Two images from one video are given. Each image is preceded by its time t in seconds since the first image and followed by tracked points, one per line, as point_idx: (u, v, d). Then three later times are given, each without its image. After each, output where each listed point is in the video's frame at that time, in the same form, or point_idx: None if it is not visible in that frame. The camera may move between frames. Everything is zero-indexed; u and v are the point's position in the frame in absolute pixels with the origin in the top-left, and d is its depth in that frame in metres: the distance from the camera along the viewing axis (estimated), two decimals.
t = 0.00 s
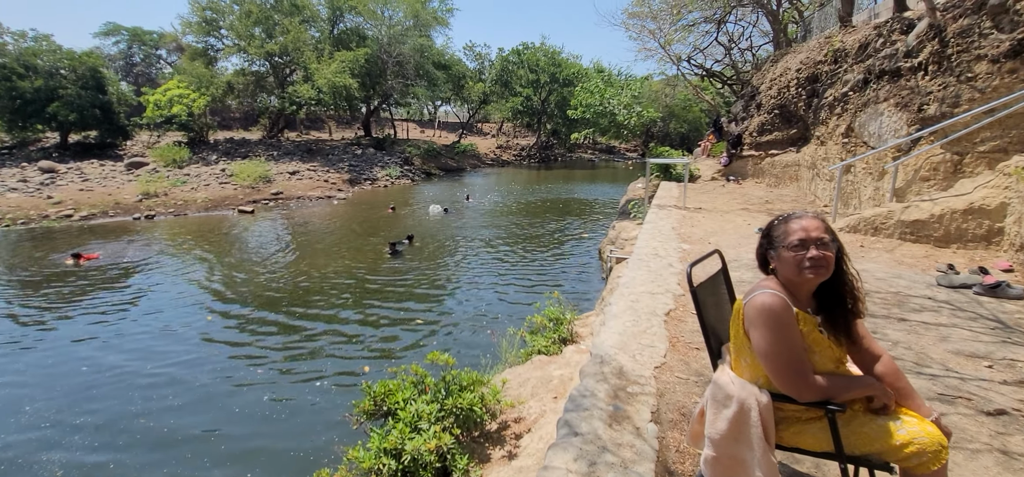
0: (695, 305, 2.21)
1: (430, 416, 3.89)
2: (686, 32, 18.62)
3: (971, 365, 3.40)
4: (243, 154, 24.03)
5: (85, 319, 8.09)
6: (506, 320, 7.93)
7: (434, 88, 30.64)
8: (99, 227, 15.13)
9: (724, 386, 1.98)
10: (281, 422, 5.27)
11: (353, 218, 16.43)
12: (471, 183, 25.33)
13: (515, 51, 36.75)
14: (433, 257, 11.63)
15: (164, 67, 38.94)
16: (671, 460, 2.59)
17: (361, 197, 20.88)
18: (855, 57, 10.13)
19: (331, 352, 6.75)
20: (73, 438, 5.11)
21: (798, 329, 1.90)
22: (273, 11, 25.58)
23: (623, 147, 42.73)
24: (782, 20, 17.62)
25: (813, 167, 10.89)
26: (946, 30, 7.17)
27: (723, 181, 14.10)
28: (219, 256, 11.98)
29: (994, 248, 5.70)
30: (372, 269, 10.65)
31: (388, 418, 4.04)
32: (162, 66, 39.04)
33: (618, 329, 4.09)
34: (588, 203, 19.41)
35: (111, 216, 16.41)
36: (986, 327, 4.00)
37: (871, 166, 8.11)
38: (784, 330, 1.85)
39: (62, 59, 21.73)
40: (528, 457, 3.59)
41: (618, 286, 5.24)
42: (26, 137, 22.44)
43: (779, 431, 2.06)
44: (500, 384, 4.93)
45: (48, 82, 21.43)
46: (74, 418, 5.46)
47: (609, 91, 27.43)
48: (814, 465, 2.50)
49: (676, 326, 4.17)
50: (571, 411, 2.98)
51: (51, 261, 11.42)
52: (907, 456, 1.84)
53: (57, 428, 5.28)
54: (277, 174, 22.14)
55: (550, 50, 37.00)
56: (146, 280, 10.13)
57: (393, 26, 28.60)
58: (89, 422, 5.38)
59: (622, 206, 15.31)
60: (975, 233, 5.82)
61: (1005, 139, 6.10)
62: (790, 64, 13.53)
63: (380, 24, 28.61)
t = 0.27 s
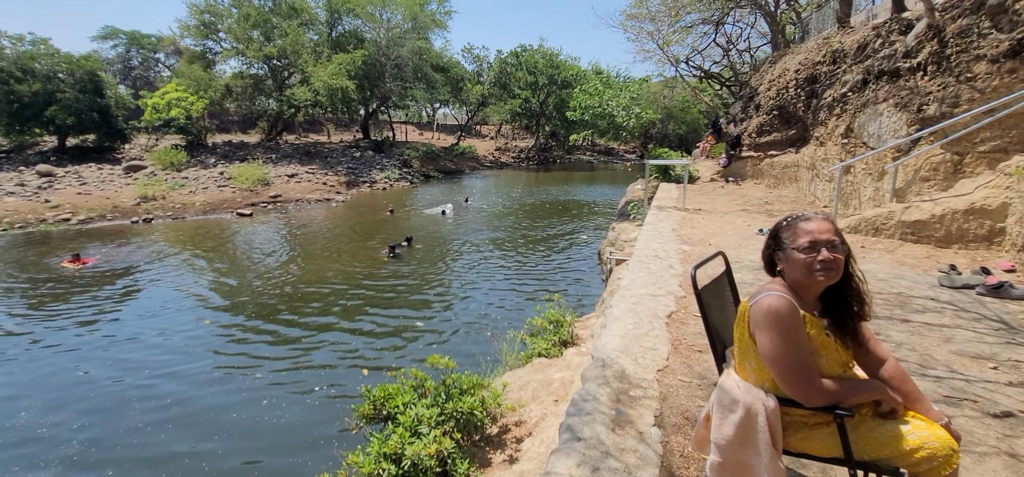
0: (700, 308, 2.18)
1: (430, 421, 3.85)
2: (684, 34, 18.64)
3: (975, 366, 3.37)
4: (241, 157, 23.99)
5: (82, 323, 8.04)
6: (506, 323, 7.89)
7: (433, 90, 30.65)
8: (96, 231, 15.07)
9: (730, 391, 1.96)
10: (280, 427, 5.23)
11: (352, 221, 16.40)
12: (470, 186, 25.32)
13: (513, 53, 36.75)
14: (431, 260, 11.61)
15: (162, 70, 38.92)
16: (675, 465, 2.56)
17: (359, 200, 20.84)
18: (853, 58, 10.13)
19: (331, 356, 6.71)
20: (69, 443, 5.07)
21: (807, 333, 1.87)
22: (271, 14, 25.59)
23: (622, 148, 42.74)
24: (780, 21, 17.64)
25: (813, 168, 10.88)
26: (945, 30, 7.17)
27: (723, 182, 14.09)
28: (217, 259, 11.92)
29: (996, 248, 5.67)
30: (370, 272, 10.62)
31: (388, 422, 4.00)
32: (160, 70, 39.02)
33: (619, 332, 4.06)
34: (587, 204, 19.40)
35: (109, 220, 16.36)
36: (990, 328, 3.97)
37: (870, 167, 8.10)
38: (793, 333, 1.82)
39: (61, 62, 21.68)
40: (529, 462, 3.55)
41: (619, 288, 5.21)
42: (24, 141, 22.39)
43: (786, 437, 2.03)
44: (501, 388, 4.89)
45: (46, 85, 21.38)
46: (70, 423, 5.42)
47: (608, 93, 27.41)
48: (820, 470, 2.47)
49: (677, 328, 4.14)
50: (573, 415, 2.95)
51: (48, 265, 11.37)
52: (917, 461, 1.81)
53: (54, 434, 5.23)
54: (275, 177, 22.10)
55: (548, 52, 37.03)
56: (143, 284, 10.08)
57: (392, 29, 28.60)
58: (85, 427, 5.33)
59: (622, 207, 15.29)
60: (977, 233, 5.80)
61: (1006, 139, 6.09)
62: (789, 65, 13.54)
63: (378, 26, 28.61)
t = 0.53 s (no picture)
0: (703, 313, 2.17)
1: (431, 424, 3.84)
2: (683, 36, 18.67)
3: (978, 370, 3.37)
4: (241, 159, 23.98)
5: (81, 326, 8.02)
6: (506, 326, 7.88)
7: (432, 92, 30.65)
8: (95, 233, 15.05)
9: (735, 395, 1.95)
10: (281, 430, 5.22)
11: (352, 223, 16.39)
12: (469, 188, 25.32)
13: (513, 56, 36.75)
14: (431, 262, 11.60)
15: (162, 72, 38.94)
16: (679, 469, 2.55)
17: (359, 202, 20.83)
18: (853, 60, 10.15)
19: (331, 359, 6.70)
20: (69, 447, 5.06)
21: (810, 338, 1.87)
22: (271, 17, 25.61)
23: (621, 150, 42.78)
24: (779, 24, 17.70)
25: (813, 170, 10.90)
26: (945, 33, 7.18)
27: (723, 185, 14.11)
28: (217, 261, 11.90)
29: (996, 251, 5.67)
30: (370, 274, 10.61)
31: (389, 427, 3.99)
32: (160, 72, 39.06)
33: (621, 335, 4.06)
34: (586, 206, 19.41)
35: (108, 222, 16.33)
36: (992, 331, 3.97)
37: (870, 169, 8.11)
38: (796, 338, 1.82)
39: (60, 65, 21.62)
40: (532, 465, 3.54)
41: (620, 291, 5.20)
42: (23, 142, 22.38)
43: (791, 441, 2.02)
44: (502, 391, 4.88)
45: (45, 88, 21.37)
46: (70, 426, 5.41)
47: (608, 96, 27.38)
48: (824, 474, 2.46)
49: (680, 331, 4.14)
50: (576, 420, 2.94)
51: (47, 268, 11.34)
52: (923, 466, 1.81)
53: (53, 438, 5.22)
54: (275, 179, 22.09)
55: (548, 54, 37.08)
56: (142, 287, 10.06)
57: (391, 31, 28.60)
58: (85, 431, 5.32)
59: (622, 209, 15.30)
60: (978, 236, 5.80)
61: (1005, 142, 6.08)
62: (788, 67, 13.57)
63: (378, 28, 28.60)
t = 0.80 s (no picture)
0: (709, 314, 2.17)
1: (436, 424, 3.84)
2: (687, 37, 18.63)
3: (985, 371, 3.36)
4: (244, 160, 24.04)
5: (87, 325, 8.06)
6: (509, 326, 7.87)
7: (435, 93, 30.67)
8: (100, 233, 15.11)
9: (743, 397, 1.94)
10: (285, 429, 5.23)
11: (355, 223, 16.41)
12: (472, 188, 25.35)
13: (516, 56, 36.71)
14: (433, 262, 11.61)
15: (166, 73, 39.08)
16: (685, 470, 2.55)
17: (362, 202, 20.86)
18: (857, 61, 10.12)
19: (335, 359, 6.71)
20: (75, 445, 5.09)
21: (817, 340, 1.86)
22: (275, 17, 25.68)
23: (624, 151, 42.73)
24: (783, 24, 17.65)
25: (817, 171, 10.87)
26: (950, 34, 7.16)
27: (726, 185, 14.07)
28: (221, 261, 11.93)
29: (1003, 252, 5.64)
30: (372, 274, 10.63)
31: (394, 426, 4.00)
32: (164, 73, 39.22)
33: (626, 336, 4.05)
34: (589, 207, 19.37)
35: (113, 222, 16.39)
36: (1000, 332, 3.95)
37: (875, 170, 8.08)
38: (803, 340, 1.81)
39: (65, 65, 21.67)
40: (536, 466, 3.54)
41: (625, 292, 5.19)
42: (29, 143, 22.49)
43: (800, 443, 2.02)
44: (506, 392, 4.88)
45: (51, 88, 21.46)
46: (76, 425, 5.44)
47: (611, 96, 27.24)
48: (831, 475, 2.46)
49: (685, 332, 4.13)
50: (581, 421, 2.94)
51: (52, 267, 11.41)
52: (933, 468, 1.80)
53: (60, 436, 5.25)
54: (278, 179, 22.15)
55: (550, 55, 37.09)
56: (147, 287, 10.10)
57: (394, 31, 28.61)
58: (91, 429, 5.35)
59: (625, 210, 15.29)
60: (984, 237, 5.78)
61: (1012, 143, 6.04)
62: (792, 68, 13.53)
63: (381, 29, 28.60)
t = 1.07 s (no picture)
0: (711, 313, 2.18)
1: (440, 422, 3.87)
2: (691, 35, 18.58)
3: (989, 370, 3.36)
4: (249, 159, 24.14)
5: (94, 324, 8.13)
6: (512, 325, 7.90)
7: (439, 92, 30.70)
8: (107, 232, 15.23)
9: (744, 394, 1.96)
10: (290, 427, 5.28)
11: (359, 222, 16.46)
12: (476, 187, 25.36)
13: (519, 55, 36.70)
14: (437, 261, 11.64)
15: (171, 73, 39.29)
16: (688, 467, 2.57)
17: (366, 202, 20.91)
18: (862, 59, 10.08)
19: (339, 357, 6.75)
20: (83, 443, 5.15)
21: (818, 337, 1.88)
22: (279, 17, 25.75)
23: (628, 150, 42.65)
24: (788, 23, 17.59)
25: (821, 170, 10.84)
26: (955, 32, 7.14)
27: (730, 184, 14.02)
28: (226, 260, 12.00)
29: (1008, 251, 5.63)
30: (376, 273, 10.68)
31: (398, 424, 4.03)
32: (169, 72, 39.40)
33: (630, 335, 4.07)
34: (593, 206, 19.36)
35: (119, 221, 16.51)
36: (1004, 331, 3.95)
37: (880, 169, 8.05)
38: (804, 337, 1.83)
39: (71, 65, 21.81)
40: (540, 463, 3.56)
41: (628, 290, 5.21)
42: (35, 143, 22.67)
43: (801, 440, 2.03)
44: (510, 390, 4.90)
45: (57, 88, 21.60)
46: (84, 422, 5.51)
47: (615, 95, 26.98)
48: (833, 473, 2.47)
49: (688, 331, 4.15)
50: (584, 418, 2.96)
51: (59, 266, 11.52)
52: (934, 464, 1.81)
53: (69, 433, 5.32)
54: (282, 178, 22.23)
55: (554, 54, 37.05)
56: (153, 285, 10.17)
57: (398, 31, 28.66)
58: (99, 427, 5.41)
59: (628, 209, 15.27)
60: (989, 235, 5.77)
61: (1017, 141, 6.02)
62: (797, 66, 13.49)
63: (385, 28, 28.65)
